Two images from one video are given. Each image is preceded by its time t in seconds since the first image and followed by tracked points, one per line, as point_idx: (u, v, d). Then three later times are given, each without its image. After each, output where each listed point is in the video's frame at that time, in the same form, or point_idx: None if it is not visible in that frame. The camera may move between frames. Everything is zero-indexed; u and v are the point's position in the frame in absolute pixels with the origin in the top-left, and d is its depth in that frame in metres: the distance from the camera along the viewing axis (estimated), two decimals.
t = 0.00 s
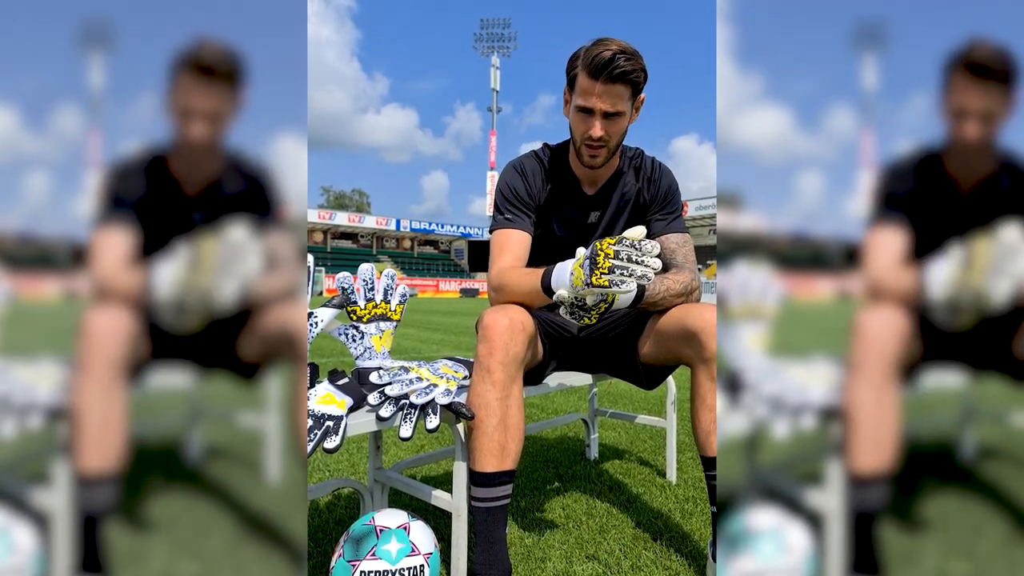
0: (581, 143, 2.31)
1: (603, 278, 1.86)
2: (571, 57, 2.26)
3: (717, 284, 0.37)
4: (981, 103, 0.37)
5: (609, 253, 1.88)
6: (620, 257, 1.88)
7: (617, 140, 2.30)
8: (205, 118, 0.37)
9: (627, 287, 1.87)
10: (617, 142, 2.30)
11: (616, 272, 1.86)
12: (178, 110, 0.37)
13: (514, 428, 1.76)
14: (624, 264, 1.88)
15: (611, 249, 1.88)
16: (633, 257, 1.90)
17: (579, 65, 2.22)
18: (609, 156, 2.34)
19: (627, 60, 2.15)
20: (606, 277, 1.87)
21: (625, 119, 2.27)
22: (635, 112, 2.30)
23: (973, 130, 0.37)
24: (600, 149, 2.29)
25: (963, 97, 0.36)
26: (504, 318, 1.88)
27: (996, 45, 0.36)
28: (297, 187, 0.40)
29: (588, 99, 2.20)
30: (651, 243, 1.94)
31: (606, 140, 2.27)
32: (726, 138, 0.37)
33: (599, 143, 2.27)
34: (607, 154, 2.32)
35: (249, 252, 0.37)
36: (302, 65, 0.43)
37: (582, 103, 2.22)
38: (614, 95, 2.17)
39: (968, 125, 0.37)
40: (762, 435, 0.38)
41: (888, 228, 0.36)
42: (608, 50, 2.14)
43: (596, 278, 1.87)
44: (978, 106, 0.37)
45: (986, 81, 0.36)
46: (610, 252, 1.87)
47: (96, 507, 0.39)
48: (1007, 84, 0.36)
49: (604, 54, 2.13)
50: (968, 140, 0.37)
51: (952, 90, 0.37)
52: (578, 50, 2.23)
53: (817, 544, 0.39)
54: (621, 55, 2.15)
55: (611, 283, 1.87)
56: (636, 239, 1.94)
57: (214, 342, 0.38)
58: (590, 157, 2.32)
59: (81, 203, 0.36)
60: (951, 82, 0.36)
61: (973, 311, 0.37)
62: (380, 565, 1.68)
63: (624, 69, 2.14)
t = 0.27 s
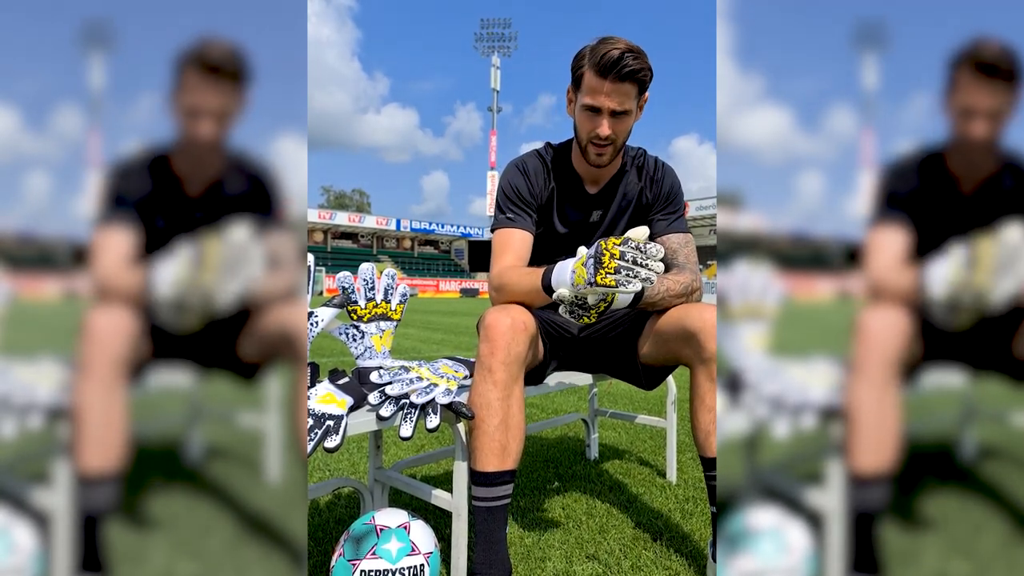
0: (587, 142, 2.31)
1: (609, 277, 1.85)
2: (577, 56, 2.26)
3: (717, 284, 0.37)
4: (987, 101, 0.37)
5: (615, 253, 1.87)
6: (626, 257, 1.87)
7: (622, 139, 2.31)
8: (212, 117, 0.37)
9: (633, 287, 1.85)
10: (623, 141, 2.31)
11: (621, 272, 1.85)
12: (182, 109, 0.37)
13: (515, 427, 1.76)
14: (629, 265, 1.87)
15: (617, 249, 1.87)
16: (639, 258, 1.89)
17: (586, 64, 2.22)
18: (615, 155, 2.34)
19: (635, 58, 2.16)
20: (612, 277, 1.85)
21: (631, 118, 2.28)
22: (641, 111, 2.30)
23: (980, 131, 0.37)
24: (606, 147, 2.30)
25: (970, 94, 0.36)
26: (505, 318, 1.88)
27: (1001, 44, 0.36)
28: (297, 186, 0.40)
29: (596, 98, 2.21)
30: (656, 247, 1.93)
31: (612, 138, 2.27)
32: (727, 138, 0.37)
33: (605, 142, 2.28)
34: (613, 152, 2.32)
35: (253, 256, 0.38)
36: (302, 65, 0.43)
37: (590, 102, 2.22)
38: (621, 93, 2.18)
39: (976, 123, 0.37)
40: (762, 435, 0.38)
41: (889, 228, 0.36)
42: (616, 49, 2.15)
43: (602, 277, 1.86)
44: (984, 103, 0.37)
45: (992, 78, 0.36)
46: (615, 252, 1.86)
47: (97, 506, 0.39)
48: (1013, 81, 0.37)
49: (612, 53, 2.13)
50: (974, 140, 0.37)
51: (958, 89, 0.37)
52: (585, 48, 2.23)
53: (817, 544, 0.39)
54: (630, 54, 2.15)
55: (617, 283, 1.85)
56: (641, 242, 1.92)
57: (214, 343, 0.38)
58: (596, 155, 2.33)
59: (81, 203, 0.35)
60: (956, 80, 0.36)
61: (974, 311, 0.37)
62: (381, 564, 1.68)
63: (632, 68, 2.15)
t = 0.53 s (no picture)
0: (592, 142, 2.30)
1: (610, 277, 1.85)
2: (576, 57, 2.26)
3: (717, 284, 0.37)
4: (991, 99, 0.37)
5: (618, 253, 1.87)
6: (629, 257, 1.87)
7: (627, 137, 2.31)
8: (215, 115, 0.37)
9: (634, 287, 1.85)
10: (627, 139, 2.31)
11: (622, 272, 1.85)
12: (186, 109, 0.37)
13: (515, 427, 1.76)
14: (632, 265, 1.86)
15: (620, 249, 1.87)
16: (643, 258, 1.88)
17: (587, 64, 2.23)
18: (619, 153, 2.34)
19: (637, 55, 2.17)
20: (613, 276, 1.85)
21: (634, 116, 2.29)
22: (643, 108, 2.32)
23: (983, 129, 0.37)
24: (612, 146, 2.29)
25: (974, 94, 0.36)
26: (507, 318, 1.88)
27: (1002, 43, 0.36)
28: (298, 187, 0.40)
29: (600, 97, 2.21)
30: (660, 248, 1.92)
31: (617, 136, 2.27)
32: (727, 138, 0.37)
33: (611, 140, 2.27)
34: (618, 150, 2.32)
35: (255, 255, 0.38)
36: (301, 63, 0.43)
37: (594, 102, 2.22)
38: (626, 91, 2.19)
39: (981, 122, 0.37)
40: (762, 435, 0.38)
41: (891, 227, 0.36)
42: (617, 47, 2.17)
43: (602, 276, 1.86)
44: (989, 102, 0.37)
45: (995, 77, 0.36)
46: (618, 252, 1.86)
47: (97, 506, 0.39)
48: (1016, 80, 0.37)
49: (614, 51, 2.15)
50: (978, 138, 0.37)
51: (962, 88, 0.37)
52: (583, 49, 2.23)
53: (817, 543, 0.39)
54: (631, 51, 2.17)
55: (618, 282, 1.85)
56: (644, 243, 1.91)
57: (215, 343, 0.38)
58: (602, 155, 2.32)
59: (82, 203, 0.36)
60: (959, 79, 0.36)
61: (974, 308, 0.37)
62: (381, 564, 1.68)
63: (635, 65, 2.16)
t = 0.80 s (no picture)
0: (593, 143, 2.29)
1: (615, 277, 1.85)
2: (573, 59, 2.26)
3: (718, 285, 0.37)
4: (993, 99, 0.36)
5: (623, 254, 1.86)
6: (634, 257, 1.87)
7: (627, 136, 2.31)
8: (215, 115, 0.37)
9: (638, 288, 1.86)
10: (627, 138, 2.32)
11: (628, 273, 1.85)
12: (186, 109, 0.37)
13: (515, 429, 1.76)
14: (637, 266, 1.86)
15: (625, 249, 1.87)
16: (647, 259, 1.88)
17: (585, 66, 2.23)
18: (620, 153, 2.34)
19: (635, 55, 2.18)
20: (617, 276, 1.86)
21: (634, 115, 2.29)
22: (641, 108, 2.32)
23: (983, 129, 0.37)
24: (613, 146, 2.29)
25: (976, 93, 0.36)
26: (508, 319, 1.88)
27: (1003, 43, 0.36)
28: (298, 188, 0.41)
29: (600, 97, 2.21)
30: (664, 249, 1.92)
31: (618, 136, 2.28)
32: (727, 138, 0.37)
33: (612, 140, 2.27)
34: (620, 150, 2.32)
35: (256, 251, 0.38)
36: (301, 64, 0.43)
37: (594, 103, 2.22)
38: (625, 90, 2.19)
39: (982, 122, 0.37)
40: (762, 436, 0.38)
41: (890, 229, 0.36)
42: (614, 47, 2.18)
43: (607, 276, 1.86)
44: (991, 102, 0.36)
45: (996, 77, 0.36)
46: (623, 253, 1.86)
47: (98, 507, 0.39)
48: (1016, 80, 0.36)
49: (612, 51, 2.16)
50: (979, 139, 0.37)
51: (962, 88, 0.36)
52: (580, 51, 2.24)
53: (817, 545, 0.39)
54: (629, 50, 2.19)
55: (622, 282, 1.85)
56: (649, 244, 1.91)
57: (214, 345, 0.38)
58: (604, 155, 2.32)
59: (81, 204, 0.36)
60: (959, 80, 0.36)
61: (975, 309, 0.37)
62: (381, 566, 1.68)
63: (634, 64, 2.17)
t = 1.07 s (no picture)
0: (589, 142, 2.29)
1: (607, 279, 1.87)
2: (569, 60, 2.27)
3: (717, 286, 0.37)
4: (989, 97, 0.36)
5: (614, 254, 1.88)
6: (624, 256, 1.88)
7: (623, 136, 2.31)
8: (214, 114, 0.37)
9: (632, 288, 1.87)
10: (623, 138, 2.31)
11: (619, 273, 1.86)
12: (185, 109, 0.37)
13: (515, 429, 1.76)
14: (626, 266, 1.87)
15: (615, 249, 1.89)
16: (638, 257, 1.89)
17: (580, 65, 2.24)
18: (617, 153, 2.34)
19: (629, 54, 2.19)
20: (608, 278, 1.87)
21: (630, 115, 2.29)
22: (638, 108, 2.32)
23: (979, 129, 0.37)
24: (609, 145, 2.28)
25: (972, 92, 0.36)
26: (507, 319, 1.89)
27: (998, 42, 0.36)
28: (298, 189, 0.41)
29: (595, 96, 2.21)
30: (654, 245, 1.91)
31: (614, 135, 2.27)
32: (726, 139, 0.37)
33: (608, 139, 2.27)
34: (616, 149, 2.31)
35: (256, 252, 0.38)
36: (300, 64, 0.43)
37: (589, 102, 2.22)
38: (620, 89, 2.19)
39: (977, 121, 0.37)
40: (762, 436, 0.38)
41: (890, 230, 0.36)
42: (609, 47, 2.18)
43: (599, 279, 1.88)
44: (986, 100, 0.36)
45: (992, 75, 0.36)
46: (613, 253, 1.88)
47: (98, 507, 0.39)
48: (1013, 77, 0.36)
49: (606, 51, 2.17)
50: (975, 138, 0.37)
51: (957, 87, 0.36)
52: (576, 52, 2.24)
53: (818, 545, 0.39)
54: (623, 50, 2.19)
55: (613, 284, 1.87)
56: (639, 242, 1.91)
57: (215, 344, 0.38)
58: (600, 154, 2.31)
59: (81, 205, 0.36)
60: (953, 80, 0.36)
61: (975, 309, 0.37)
62: (381, 566, 1.67)
63: (628, 64, 2.18)
